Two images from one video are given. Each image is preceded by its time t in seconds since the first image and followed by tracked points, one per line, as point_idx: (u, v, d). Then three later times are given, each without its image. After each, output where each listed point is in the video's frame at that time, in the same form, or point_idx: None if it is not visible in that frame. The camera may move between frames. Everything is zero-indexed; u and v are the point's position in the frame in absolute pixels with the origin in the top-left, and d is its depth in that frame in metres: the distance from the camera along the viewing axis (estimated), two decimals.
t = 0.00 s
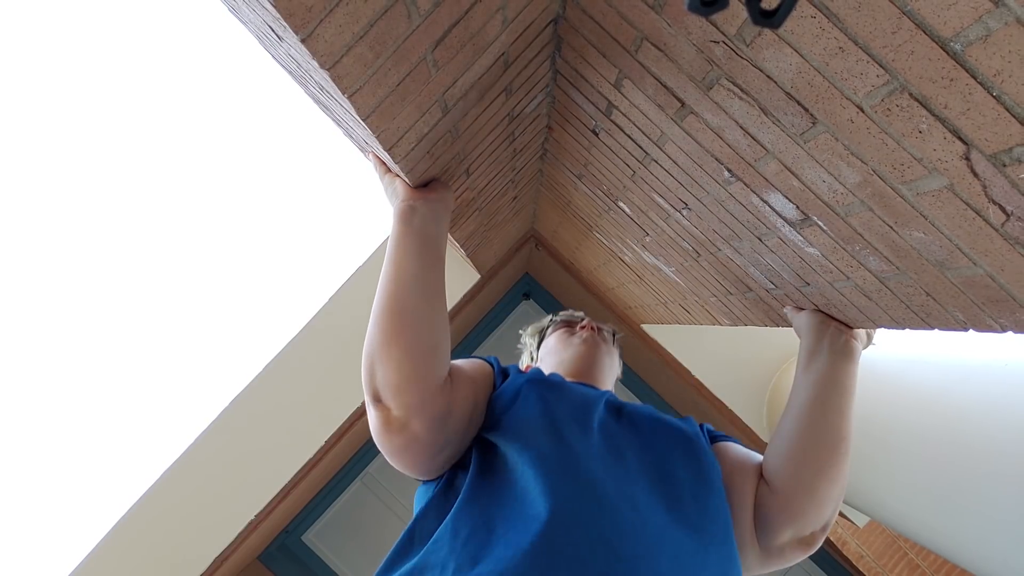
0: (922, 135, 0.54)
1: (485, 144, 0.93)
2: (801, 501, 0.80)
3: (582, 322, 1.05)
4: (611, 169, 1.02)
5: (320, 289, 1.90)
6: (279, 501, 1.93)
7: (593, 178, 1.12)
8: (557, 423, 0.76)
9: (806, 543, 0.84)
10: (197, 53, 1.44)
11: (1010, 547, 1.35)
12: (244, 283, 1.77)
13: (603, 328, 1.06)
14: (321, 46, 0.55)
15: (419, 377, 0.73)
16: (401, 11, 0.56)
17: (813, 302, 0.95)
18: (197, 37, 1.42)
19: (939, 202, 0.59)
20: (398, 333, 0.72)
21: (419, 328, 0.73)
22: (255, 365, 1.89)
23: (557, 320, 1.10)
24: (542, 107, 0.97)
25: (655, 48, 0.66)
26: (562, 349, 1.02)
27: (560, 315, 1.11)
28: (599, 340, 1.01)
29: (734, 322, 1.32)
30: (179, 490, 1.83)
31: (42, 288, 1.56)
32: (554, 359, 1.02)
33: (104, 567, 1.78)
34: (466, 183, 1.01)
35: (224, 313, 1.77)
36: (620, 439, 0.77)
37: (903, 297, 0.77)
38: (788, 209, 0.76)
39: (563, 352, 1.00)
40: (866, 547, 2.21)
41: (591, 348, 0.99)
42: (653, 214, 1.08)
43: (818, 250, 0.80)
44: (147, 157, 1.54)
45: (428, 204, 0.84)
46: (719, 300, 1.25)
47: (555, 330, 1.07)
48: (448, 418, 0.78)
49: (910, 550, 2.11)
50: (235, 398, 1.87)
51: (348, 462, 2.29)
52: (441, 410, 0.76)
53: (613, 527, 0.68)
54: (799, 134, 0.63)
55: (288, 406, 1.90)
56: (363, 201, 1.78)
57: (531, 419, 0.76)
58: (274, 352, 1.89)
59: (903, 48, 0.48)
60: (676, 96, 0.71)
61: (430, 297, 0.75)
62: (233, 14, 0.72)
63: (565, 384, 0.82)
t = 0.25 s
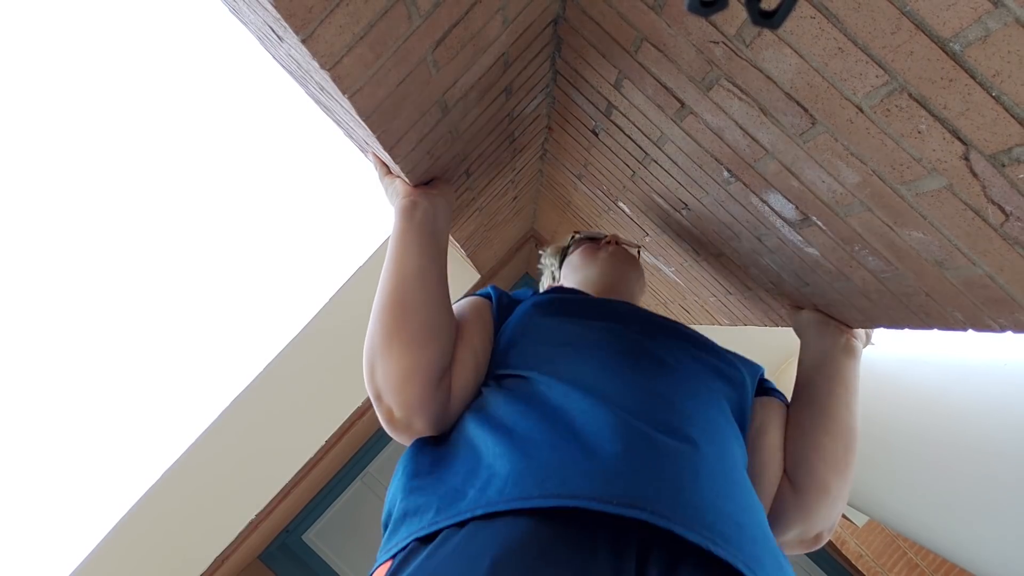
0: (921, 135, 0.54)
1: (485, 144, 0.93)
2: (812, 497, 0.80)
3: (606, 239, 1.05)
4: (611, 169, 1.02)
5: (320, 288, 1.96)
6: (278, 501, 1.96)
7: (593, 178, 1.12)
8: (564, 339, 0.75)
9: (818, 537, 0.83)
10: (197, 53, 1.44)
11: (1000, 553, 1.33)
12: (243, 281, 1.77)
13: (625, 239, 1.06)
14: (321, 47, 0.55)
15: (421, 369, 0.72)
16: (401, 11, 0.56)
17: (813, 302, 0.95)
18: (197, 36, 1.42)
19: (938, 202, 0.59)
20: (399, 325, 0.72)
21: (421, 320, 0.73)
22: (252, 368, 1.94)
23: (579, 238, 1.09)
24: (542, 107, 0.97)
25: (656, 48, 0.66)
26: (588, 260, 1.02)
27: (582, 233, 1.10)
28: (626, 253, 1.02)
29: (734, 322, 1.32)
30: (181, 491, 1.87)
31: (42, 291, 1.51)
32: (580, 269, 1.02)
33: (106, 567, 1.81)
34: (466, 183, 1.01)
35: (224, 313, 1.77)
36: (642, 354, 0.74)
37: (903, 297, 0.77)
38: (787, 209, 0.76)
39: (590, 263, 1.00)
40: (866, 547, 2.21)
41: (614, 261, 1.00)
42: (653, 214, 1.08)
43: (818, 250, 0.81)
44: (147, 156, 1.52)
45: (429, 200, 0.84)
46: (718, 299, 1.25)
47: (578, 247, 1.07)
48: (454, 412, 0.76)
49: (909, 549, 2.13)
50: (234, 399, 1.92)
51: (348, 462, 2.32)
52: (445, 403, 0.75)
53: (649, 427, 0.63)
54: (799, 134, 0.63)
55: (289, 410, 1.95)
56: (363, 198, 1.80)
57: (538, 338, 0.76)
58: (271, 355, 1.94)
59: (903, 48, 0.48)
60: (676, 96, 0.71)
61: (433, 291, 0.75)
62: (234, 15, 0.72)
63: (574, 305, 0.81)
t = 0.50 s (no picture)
0: (922, 135, 0.54)
1: (485, 144, 0.93)
2: (815, 491, 0.79)
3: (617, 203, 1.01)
4: (611, 169, 1.02)
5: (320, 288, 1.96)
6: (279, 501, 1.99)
7: (593, 178, 1.12)
8: (563, 303, 0.75)
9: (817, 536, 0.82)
10: (197, 53, 1.44)
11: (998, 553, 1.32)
12: (243, 281, 1.77)
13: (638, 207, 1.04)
14: (322, 47, 0.55)
15: (426, 366, 0.72)
16: (401, 11, 0.56)
17: (813, 301, 0.95)
18: (197, 36, 1.42)
19: (938, 202, 0.59)
20: (404, 324, 0.73)
21: (426, 318, 0.73)
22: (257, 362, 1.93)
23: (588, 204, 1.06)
24: (542, 107, 0.97)
25: (656, 48, 0.66)
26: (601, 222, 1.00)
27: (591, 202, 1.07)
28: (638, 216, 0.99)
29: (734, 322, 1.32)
30: (181, 491, 1.87)
31: (42, 291, 1.51)
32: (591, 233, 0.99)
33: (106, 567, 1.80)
34: (466, 183, 1.01)
35: (223, 313, 1.77)
36: (649, 315, 0.73)
37: (903, 297, 0.77)
38: (787, 210, 0.76)
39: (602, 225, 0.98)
40: (866, 547, 2.22)
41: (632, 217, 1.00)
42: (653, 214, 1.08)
43: (818, 250, 0.81)
44: (147, 156, 1.52)
45: (430, 200, 0.84)
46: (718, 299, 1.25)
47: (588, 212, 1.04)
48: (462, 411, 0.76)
49: (909, 549, 2.13)
50: (235, 399, 1.91)
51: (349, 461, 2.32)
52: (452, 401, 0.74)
53: (658, 381, 0.63)
54: (799, 134, 0.63)
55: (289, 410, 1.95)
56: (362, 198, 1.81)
57: (537, 305, 0.76)
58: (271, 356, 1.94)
59: (902, 48, 0.48)
60: (676, 96, 0.71)
61: (439, 290, 0.76)
62: (234, 14, 0.72)
63: (574, 269, 0.81)
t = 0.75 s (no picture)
0: (922, 135, 0.54)
1: (485, 144, 0.93)
2: (813, 495, 0.80)
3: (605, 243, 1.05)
4: (611, 169, 1.02)
5: (319, 290, 1.95)
6: (279, 501, 2.00)
7: (593, 178, 1.12)
8: (557, 337, 0.76)
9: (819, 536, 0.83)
10: (196, 53, 1.44)
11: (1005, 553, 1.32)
12: (243, 281, 1.77)
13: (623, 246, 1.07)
14: (321, 46, 0.55)
15: (419, 366, 0.72)
16: (401, 11, 0.56)
17: (813, 302, 0.95)
18: (197, 36, 1.42)
19: (938, 202, 0.59)
20: (400, 322, 0.73)
21: (421, 319, 0.73)
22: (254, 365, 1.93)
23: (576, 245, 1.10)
24: (542, 107, 0.97)
25: (656, 48, 0.66)
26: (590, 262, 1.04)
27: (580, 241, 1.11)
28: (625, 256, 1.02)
29: (734, 322, 1.32)
30: (181, 490, 1.87)
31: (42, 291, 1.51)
32: (580, 274, 1.03)
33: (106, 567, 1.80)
34: (466, 183, 1.01)
35: (223, 313, 1.77)
36: (640, 356, 0.74)
37: (902, 297, 0.77)
38: (787, 210, 0.76)
39: (589, 266, 1.02)
40: (866, 547, 2.22)
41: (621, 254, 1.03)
42: (653, 214, 1.08)
43: (818, 250, 0.81)
44: (148, 157, 1.52)
45: (429, 201, 0.83)
46: (718, 299, 1.24)
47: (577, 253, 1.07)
48: (453, 411, 0.77)
49: (909, 550, 2.13)
50: (235, 398, 1.91)
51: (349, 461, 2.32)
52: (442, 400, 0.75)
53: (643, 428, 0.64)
54: (799, 134, 0.63)
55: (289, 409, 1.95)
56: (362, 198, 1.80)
57: (532, 338, 0.77)
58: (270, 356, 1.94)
59: (903, 48, 0.48)
60: (676, 96, 0.71)
61: (436, 291, 0.76)
62: (234, 15, 0.72)
63: (574, 301, 0.82)
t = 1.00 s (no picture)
0: (922, 135, 0.54)
1: (485, 144, 0.93)
2: (793, 494, 0.79)
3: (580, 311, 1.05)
4: (611, 169, 1.02)
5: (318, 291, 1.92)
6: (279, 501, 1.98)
7: (593, 178, 1.12)
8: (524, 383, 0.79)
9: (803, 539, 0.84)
10: (196, 52, 1.43)
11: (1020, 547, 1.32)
12: (243, 282, 1.77)
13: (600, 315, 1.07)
14: (321, 46, 0.55)
15: (423, 370, 0.73)
16: (401, 11, 0.56)
17: (813, 302, 0.95)
18: (196, 36, 1.41)
19: (938, 202, 0.59)
20: (402, 323, 0.73)
21: (424, 320, 0.73)
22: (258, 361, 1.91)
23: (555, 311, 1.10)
24: (542, 107, 0.97)
25: (655, 49, 0.66)
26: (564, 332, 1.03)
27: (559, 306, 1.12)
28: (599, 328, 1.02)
29: (734, 322, 1.32)
30: (180, 490, 1.86)
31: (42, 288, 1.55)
32: (554, 345, 1.03)
33: (107, 566, 1.81)
34: (466, 183, 1.01)
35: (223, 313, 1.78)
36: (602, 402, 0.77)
37: (903, 297, 0.77)
38: (788, 210, 0.76)
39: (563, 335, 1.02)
40: (866, 547, 2.23)
41: (593, 332, 1.01)
42: (652, 214, 1.08)
43: (818, 250, 0.80)
44: (147, 156, 1.53)
45: (429, 202, 0.83)
46: (718, 299, 1.24)
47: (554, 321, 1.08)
48: (453, 417, 0.78)
49: (909, 549, 2.12)
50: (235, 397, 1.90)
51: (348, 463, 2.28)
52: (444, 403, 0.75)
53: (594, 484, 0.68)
54: (799, 134, 0.63)
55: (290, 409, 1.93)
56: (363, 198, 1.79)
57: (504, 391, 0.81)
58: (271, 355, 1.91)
59: (902, 48, 0.48)
60: (676, 96, 0.71)
61: (440, 295, 0.76)
62: (234, 15, 0.72)
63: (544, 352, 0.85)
